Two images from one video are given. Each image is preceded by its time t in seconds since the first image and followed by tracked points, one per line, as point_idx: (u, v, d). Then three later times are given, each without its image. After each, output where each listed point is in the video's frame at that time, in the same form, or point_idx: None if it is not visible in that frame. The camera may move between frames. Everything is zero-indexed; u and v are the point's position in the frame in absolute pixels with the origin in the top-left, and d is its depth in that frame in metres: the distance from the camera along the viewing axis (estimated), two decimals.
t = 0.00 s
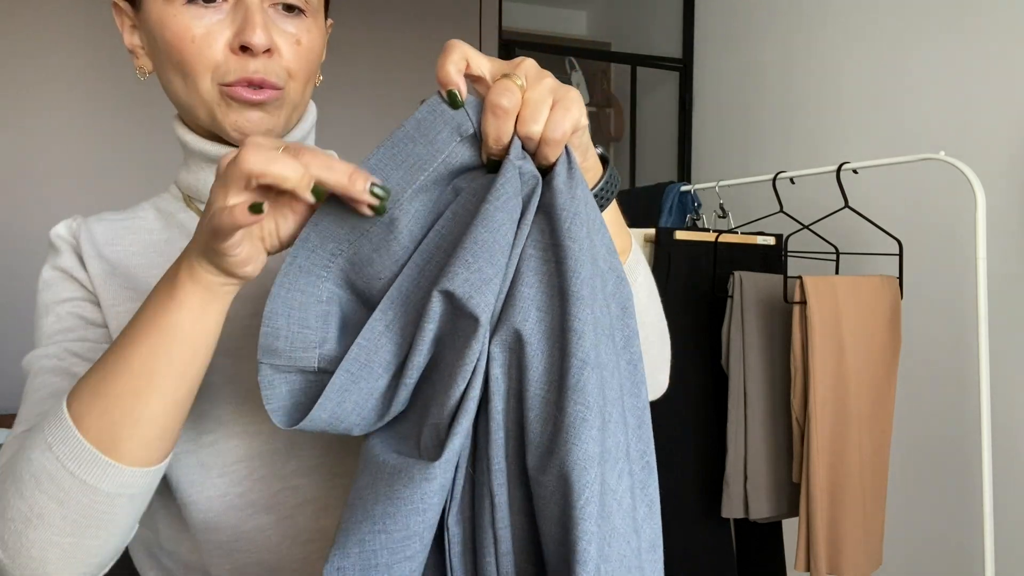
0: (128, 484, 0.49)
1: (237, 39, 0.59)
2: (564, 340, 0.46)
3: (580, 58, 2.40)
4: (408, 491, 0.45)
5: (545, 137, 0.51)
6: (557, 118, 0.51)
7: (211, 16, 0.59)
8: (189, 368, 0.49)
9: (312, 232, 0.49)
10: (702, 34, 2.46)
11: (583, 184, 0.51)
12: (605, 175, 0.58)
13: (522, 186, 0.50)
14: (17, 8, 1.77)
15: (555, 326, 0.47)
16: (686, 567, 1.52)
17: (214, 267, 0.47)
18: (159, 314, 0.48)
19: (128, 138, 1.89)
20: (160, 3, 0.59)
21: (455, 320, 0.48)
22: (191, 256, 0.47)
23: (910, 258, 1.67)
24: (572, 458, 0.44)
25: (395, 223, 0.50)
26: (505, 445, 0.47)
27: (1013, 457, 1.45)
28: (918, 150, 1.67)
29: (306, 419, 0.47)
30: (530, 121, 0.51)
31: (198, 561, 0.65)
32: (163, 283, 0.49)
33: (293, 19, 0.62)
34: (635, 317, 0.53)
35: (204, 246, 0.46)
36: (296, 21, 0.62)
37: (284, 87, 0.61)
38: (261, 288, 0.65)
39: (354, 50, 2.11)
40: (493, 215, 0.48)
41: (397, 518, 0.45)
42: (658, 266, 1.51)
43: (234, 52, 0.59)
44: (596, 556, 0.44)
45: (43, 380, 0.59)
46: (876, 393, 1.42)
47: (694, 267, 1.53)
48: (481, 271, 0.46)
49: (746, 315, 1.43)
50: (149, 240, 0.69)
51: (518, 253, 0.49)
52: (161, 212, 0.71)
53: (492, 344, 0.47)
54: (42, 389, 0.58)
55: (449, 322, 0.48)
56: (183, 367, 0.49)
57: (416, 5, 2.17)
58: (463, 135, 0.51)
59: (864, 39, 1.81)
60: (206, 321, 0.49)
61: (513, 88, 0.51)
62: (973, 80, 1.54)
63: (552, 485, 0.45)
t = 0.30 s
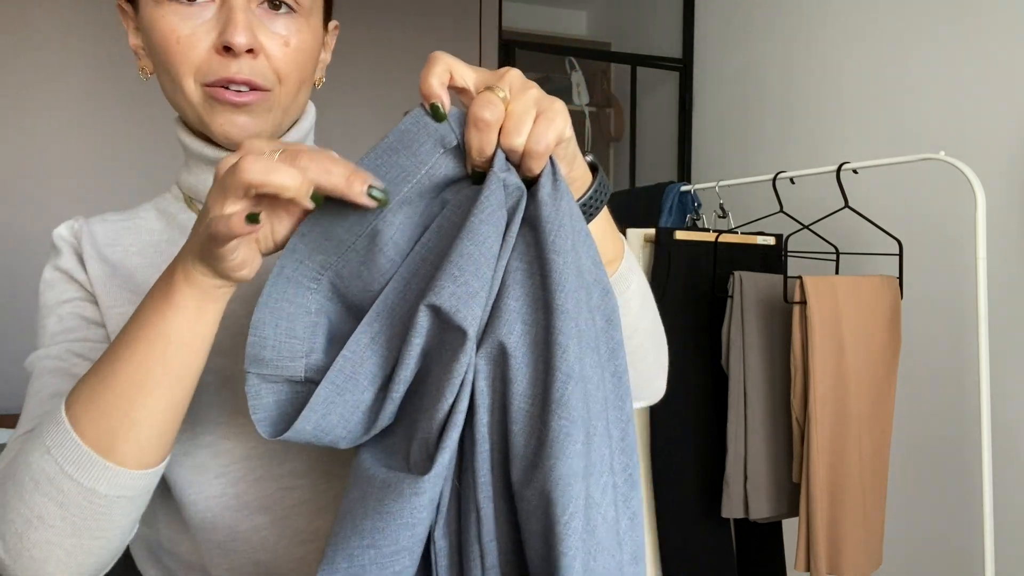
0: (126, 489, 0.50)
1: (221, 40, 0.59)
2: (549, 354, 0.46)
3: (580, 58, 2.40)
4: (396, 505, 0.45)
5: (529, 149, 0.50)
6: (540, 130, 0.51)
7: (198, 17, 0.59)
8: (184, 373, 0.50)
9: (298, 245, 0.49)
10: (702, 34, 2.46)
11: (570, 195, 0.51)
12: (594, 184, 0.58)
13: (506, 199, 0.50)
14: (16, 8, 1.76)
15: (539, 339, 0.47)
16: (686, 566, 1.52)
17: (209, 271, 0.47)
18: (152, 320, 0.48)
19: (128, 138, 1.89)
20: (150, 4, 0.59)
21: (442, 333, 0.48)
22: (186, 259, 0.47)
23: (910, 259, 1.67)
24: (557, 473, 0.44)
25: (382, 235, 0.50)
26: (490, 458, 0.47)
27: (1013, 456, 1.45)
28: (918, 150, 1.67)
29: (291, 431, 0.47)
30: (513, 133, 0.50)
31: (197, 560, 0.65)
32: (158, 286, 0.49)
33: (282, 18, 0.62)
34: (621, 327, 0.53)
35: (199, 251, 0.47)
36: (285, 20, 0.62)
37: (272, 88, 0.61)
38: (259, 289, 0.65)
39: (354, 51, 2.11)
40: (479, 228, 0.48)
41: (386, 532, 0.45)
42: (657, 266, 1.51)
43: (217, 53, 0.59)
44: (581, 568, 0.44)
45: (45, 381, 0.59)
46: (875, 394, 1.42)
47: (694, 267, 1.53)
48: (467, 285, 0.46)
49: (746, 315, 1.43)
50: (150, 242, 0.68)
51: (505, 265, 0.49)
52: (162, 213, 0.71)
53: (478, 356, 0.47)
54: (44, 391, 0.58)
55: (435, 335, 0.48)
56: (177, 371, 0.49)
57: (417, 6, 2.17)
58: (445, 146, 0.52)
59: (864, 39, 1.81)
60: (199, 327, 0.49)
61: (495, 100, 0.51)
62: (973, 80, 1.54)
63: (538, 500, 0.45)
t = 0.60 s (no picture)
0: (132, 482, 0.49)
1: (220, 40, 0.59)
2: (548, 350, 0.47)
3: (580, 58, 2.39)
4: (387, 491, 0.46)
5: (542, 149, 0.51)
6: (554, 130, 0.51)
7: (199, 17, 0.60)
8: (194, 363, 0.50)
9: (310, 236, 0.50)
10: (702, 34, 2.46)
11: (579, 195, 0.51)
12: (602, 186, 0.58)
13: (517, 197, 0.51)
14: (16, 8, 1.76)
15: (540, 335, 0.48)
16: (686, 567, 1.52)
17: (217, 262, 0.48)
18: (164, 306, 0.48)
19: (128, 138, 1.88)
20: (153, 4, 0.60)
21: (446, 325, 0.48)
22: (196, 249, 0.48)
23: (910, 258, 1.67)
24: (548, 468, 0.44)
25: (390, 225, 0.50)
26: (486, 449, 0.48)
27: (1014, 457, 1.45)
28: (918, 150, 1.67)
29: (298, 407, 0.47)
30: (527, 133, 0.51)
31: (197, 559, 0.64)
32: (169, 275, 0.49)
33: (284, 19, 0.61)
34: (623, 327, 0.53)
35: (209, 243, 0.47)
36: (286, 21, 0.61)
37: (271, 89, 0.61)
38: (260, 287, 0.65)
39: (354, 50, 2.11)
40: (486, 222, 0.48)
41: (377, 515, 0.46)
42: (658, 265, 1.51)
43: (216, 54, 0.59)
44: (566, 562, 0.45)
45: (46, 377, 0.58)
46: (875, 394, 1.42)
47: (694, 267, 1.53)
48: (472, 278, 0.47)
49: (746, 315, 1.43)
50: (153, 242, 0.69)
51: (510, 262, 0.49)
52: (165, 212, 0.71)
53: (480, 349, 0.48)
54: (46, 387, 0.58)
55: (438, 325, 0.49)
56: (188, 359, 0.49)
57: (417, 6, 2.17)
58: (460, 143, 0.52)
59: (864, 39, 1.81)
60: (210, 317, 0.49)
61: (511, 99, 0.51)
62: (973, 80, 1.54)
63: (528, 493, 0.45)
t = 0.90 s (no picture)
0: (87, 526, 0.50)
1: (226, 41, 0.58)
2: (596, 346, 0.48)
3: (580, 58, 2.38)
4: (457, 493, 0.46)
5: (566, 147, 0.51)
6: (579, 127, 0.52)
7: (206, 19, 0.60)
8: (137, 424, 0.50)
9: (338, 243, 0.50)
10: (702, 34, 2.46)
11: (602, 190, 0.52)
12: (618, 186, 0.59)
13: (546, 195, 0.51)
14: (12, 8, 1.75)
15: (585, 331, 0.48)
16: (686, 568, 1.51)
17: (161, 338, 0.47)
18: (104, 370, 0.48)
19: (126, 139, 1.88)
20: (160, 4, 0.60)
21: (487, 324, 0.49)
22: (135, 317, 0.47)
23: (910, 258, 1.68)
24: (609, 461, 0.45)
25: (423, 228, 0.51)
26: (537, 445, 0.48)
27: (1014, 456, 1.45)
28: (918, 150, 1.67)
29: (334, 419, 0.47)
30: (552, 131, 0.51)
31: (199, 561, 0.64)
32: (108, 338, 0.48)
33: (290, 22, 0.62)
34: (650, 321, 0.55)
35: (151, 322, 0.46)
36: (293, 23, 0.62)
37: (277, 90, 0.61)
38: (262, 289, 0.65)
39: (353, 50, 2.10)
40: (525, 223, 0.49)
41: (450, 519, 0.46)
42: (657, 264, 1.51)
43: (223, 54, 0.58)
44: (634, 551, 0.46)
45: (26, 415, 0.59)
46: (876, 395, 1.42)
47: (694, 267, 1.53)
48: (515, 275, 0.47)
49: (746, 315, 1.43)
50: (152, 242, 0.68)
51: (547, 260, 0.50)
52: (166, 212, 0.70)
53: (525, 348, 0.48)
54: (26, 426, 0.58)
55: (479, 326, 0.49)
56: (130, 422, 0.49)
57: (416, 5, 2.16)
58: (488, 143, 0.52)
59: (863, 39, 1.81)
60: (149, 381, 0.49)
61: (536, 97, 0.52)
62: (973, 80, 1.54)
63: (590, 488, 0.46)
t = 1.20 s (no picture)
0: (140, 469, 0.49)
1: (246, 48, 0.59)
2: (575, 361, 0.48)
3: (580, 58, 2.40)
4: (440, 513, 0.47)
5: (544, 160, 0.52)
6: (556, 141, 0.52)
7: (219, 25, 0.59)
8: (198, 358, 0.49)
9: (319, 254, 0.50)
10: (702, 33, 2.45)
11: (587, 207, 0.52)
12: (606, 193, 0.59)
13: (525, 209, 0.52)
14: (14, 9, 1.76)
15: (565, 347, 0.49)
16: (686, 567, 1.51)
17: (246, 255, 0.47)
18: (171, 300, 0.47)
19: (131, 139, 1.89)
20: (170, 11, 0.59)
21: (466, 340, 0.49)
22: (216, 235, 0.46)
23: (910, 258, 1.67)
24: (591, 478, 0.45)
25: (402, 244, 0.51)
26: (523, 461, 0.49)
27: (1014, 457, 1.45)
28: (918, 150, 1.67)
29: (310, 431, 0.47)
30: (529, 144, 0.52)
31: (199, 557, 0.64)
32: (178, 264, 0.48)
33: (299, 25, 0.62)
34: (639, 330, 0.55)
35: (236, 239, 0.46)
36: (304, 28, 0.62)
37: (296, 95, 0.62)
38: (262, 289, 0.65)
39: (354, 50, 2.11)
40: (505, 241, 0.49)
41: (433, 539, 0.46)
42: (657, 265, 1.51)
43: (242, 60, 0.59)
44: (620, 567, 0.46)
45: (51, 363, 0.58)
46: (875, 395, 1.43)
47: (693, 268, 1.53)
48: (491, 292, 0.48)
49: (746, 315, 1.43)
50: (159, 239, 0.69)
51: (525, 276, 0.50)
52: (171, 213, 0.71)
53: (506, 365, 0.49)
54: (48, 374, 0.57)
55: (459, 343, 0.49)
56: (197, 351, 0.48)
57: (416, 5, 2.16)
58: (466, 157, 0.53)
59: (864, 39, 1.81)
60: (220, 310, 0.48)
61: (513, 112, 0.52)
62: (972, 80, 1.54)
63: (571, 505, 0.46)
